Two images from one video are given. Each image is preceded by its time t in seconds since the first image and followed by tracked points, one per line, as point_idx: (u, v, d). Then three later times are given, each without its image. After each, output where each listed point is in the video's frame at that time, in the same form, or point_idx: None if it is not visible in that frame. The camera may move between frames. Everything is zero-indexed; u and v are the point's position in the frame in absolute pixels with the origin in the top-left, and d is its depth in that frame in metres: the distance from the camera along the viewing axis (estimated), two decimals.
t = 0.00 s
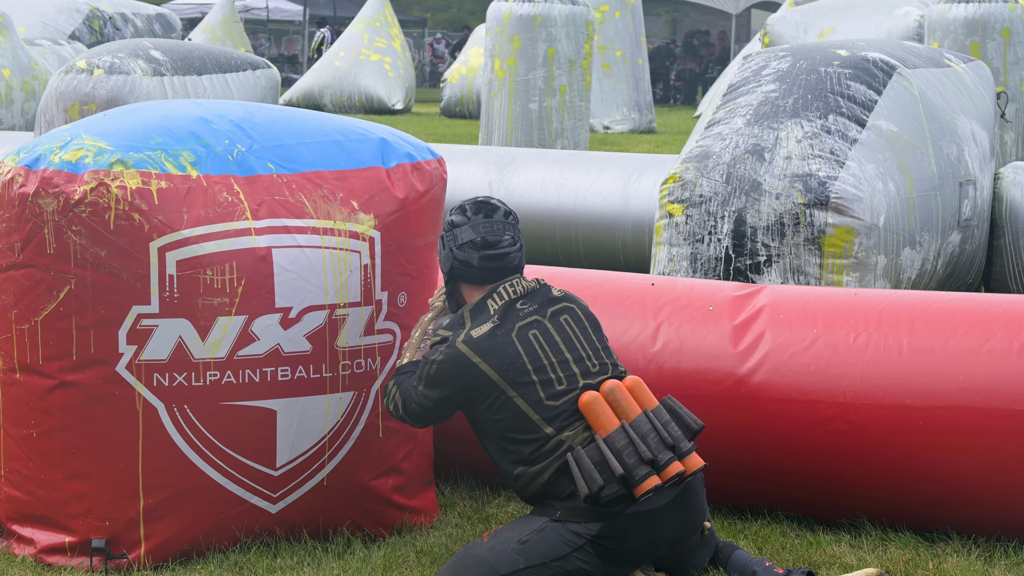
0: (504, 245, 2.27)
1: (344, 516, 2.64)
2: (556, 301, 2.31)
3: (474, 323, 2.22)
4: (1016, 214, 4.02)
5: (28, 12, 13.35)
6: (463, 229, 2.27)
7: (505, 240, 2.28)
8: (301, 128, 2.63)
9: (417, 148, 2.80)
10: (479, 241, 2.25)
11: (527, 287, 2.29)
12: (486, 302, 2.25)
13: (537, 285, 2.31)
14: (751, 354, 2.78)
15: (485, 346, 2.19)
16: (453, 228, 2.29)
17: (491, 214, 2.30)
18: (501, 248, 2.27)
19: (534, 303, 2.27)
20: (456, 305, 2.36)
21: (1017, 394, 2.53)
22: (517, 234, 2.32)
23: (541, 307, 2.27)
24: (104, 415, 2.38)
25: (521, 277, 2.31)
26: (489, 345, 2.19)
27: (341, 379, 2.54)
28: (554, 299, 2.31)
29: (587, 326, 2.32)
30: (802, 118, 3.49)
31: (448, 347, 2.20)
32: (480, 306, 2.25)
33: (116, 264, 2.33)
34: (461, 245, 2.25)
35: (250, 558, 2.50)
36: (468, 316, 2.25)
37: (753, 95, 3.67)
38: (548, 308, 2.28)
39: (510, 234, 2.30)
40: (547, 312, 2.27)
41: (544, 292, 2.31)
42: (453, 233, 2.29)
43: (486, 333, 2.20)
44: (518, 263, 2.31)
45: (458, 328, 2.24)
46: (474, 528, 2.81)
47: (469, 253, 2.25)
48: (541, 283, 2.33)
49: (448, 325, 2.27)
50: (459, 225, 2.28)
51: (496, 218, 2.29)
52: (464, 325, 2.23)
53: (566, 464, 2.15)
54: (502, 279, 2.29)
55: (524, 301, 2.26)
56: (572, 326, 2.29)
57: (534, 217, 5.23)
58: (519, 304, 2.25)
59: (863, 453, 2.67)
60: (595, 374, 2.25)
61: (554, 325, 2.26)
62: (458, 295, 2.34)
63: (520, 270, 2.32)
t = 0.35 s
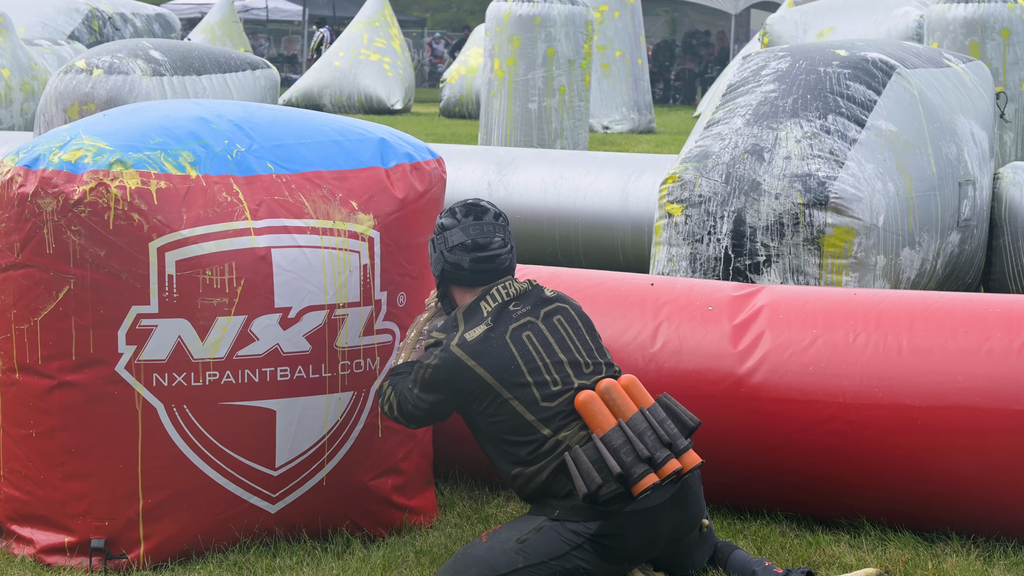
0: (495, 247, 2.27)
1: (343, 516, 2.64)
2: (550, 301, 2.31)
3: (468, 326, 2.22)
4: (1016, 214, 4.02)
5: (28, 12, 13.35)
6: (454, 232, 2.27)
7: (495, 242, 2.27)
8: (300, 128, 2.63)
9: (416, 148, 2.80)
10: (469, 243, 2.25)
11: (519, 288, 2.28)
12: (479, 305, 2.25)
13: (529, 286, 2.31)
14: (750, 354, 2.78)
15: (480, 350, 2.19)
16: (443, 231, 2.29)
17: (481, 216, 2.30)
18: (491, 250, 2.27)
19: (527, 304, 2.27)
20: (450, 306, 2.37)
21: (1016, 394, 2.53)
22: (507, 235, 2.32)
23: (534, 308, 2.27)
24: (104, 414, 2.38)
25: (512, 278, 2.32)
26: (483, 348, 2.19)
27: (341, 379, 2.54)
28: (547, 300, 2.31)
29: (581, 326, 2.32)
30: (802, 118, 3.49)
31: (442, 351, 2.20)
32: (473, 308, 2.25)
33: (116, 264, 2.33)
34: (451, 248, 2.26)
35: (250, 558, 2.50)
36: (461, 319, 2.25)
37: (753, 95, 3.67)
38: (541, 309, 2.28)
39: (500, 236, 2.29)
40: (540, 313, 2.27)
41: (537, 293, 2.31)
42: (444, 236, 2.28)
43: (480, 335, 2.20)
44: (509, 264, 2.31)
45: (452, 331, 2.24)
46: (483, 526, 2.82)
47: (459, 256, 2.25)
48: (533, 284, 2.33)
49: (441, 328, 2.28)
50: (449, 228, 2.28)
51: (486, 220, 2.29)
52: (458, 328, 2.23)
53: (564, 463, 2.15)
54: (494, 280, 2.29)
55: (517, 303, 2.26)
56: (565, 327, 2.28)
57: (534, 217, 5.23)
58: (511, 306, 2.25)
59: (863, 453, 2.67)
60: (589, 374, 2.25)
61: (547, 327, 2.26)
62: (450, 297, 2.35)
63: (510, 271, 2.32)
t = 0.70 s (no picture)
0: (498, 246, 2.27)
1: (344, 516, 2.64)
2: (552, 301, 2.31)
3: (470, 327, 2.22)
4: (1016, 215, 4.02)
5: (28, 12, 13.35)
6: (456, 231, 2.27)
7: (498, 242, 2.28)
8: (300, 128, 2.63)
9: (417, 148, 2.80)
10: (472, 243, 2.25)
11: (522, 288, 2.28)
12: (482, 305, 2.25)
13: (531, 286, 2.31)
14: (750, 354, 2.78)
15: (483, 350, 2.18)
16: (446, 230, 2.29)
17: (484, 216, 2.30)
18: (494, 250, 2.27)
19: (529, 304, 2.27)
20: (452, 306, 2.37)
21: (1016, 395, 2.53)
22: (510, 235, 2.32)
23: (536, 308, 2.27)
24: (105, 415, 2.38)
25: (515, 278, 2.32)
26: (486, 349, 2.19)
27: (341, 379, 2.54)
28: (549, 300, 2.31)
29: (583, 326, 2.31)
30: (802, 118, 3.49)
31: (444, 351, 2.20)
32: (475, 309, 2.25)
33: (116, 264, 2.33)
34: (454, 247, 2.26)
35: (250, 558, 2.50)
36: (463, 319, 2.25)
37: (753, 95, 3.67)
38: (543, 309, 2.28)
39: (503, 235, 2.30)
40: (542, 313, 2.27)
41: (539, 293, 2.31)
42: (446, 235, 2.28)
43: (482, 336, 2.20)
44: (511, 264, 2.31)
45: (454, 331, 2.24)
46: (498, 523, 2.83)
47: (462, 255, 2.26)
48: (535, 283, 2.33)
49: (443, 328, 2.28)
50: (452, 227, 2.28)
51: (489, 220, 2.29)
52: (459, 328, 2.23)
53: (565, 463, 2.15)
54: (496, 280, 2.29)
55: (519, 303, 2.26)
56: (568, 327, 2.28)
57: (534, 217, 5.23)
58: (514, 306, 2.25)
59: (863, 453, 2.67)
60: (591, 375, 2.25)
61: (549, 327, 2.26)
62: (452, 297, 2.35)
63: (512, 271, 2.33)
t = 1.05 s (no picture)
0: (498, 247, 2.27)
1: (344, 516, 2.64)
2: (552, 301, 2.31)
3: (470, 327, 2.22)
4: (1016, 215, 4.02)
5: (28, 12, 13.35)
6: (456, 232, 2.27)
7: (498, 242, 2.28)
8: (300, 128, 2.63)
9: (417, 148, 2.80)
10: (472, 243, 2.25)
11: (522, 288, 2.29)
12: (482, 305, 2.25)
13: (532, 286, 2.31)
14: (751, 354, 2.78)
15: (483, 350, 2.18)
16: (446, 231, 2.29)
17: (484, 216, 2.30)
18: (494, 250, 2.27)
19: (530, 304, 2.27)
20: (452, 306, 2.37)
21: (1017, 395, 2.53)
22: (510, 235, 2.32)
23: (536, 309, 2.27)
24: (105, 414, 2.38)
25: (515, 278, 2.32)
26: (485, 349, 2.19)
27: (342, 379, 2.54)
28: (549, 300, 2.31)
29: (583, 326, 2.31)
30: (802, 118, 3.49)
31: (444, 351, 2.20)
32: (476, 309, 2.26)
33: (116, 264, 2.33)
34: (454, 248, 2.26)
35: (250, 558, 2.50)
36: (463, 319, 2.25)
37: (753, 95, 3.67)
38: (543, 309, 2.28)
39: (503, 236, 2.30)
40: (543, 313, 2.27)
41: (539, 293, 2.31)
42: (446, 235, 2.28)
43: (482, 336, 2.20)
44: (512, 264, 2.31)
45: (454, 331, 2.24)
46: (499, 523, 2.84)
47: (462, 256, 2.25)
48: (535, 283, 2.33)
49: (443, 328, 2.27)
50: (452, 228, 2.28)
51: (489, 220, 2.29)
52: (460, 328, 2.23)
53: (565, 463, 2.15)
54: (496, 280, 2.29)
55: (519, 303, 2.26)
56: (568, 327, 2.28)
57: (534, 217, 5.23)
58: (514, 306, 2.25)
59: (863, 453, 2.67)
60: (591, 374, 2.25)
61: (549, 327, 2.26)
62: (453, 298, 2.35)
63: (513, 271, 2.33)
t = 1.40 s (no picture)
0: (498, 247, 2.27)
1: (344, 516, 2.64)
2: (552, 301, 2.31)
3: (471, 327, 2.22)
4: (1016, 215, 4.02)
5: (29, 12, 13.35)
6: (457, 232, 2.27)
7: (499, 242, 2.28)
8: (301, 128, 2.62)
9: (417, 148, 2.80)
10: (473, 244, 2.25)
11: (522, 288, 2.29)
12: (482, 305, 2.25)
13: (532, 286, 2.31)
14: (751, 355, 2.78)
15: (483, 351, 2.18)
16: (446, 231, 2.29)
17: (485, 216, 2.30)
18: (495, 250, 2.27)
19: (530, 304, 2.27)
20: (452, 306, 2.37)
21: (1017, 395, 2.53)
22: (511, 235, 2.32)
23: (537, 308, 2.27)
24: (105, 414, 2.38)
25: (515, 278, 2.32)
26: (486, 349, 2.19)
27: (342, 379, 2.54)
28: (550, 299, 2.31)
29: (583, 326, 2.31)
30: (803, 118, 3.49)
31: (444, 351, 2.20)
32: (476, 309, 2.25)
33: (117, 264, 2.33)
34: (455, 248, 2.26)
35: (251, 558, 2.50)
36: (464, 319, 2.25)
37: (753, 95, 3.67)
38: (544, 309, 2.28)
39: (504, 236, 2.29)
40: (543, 313, 2.27)
41: (540, 293, 2.31)
42: (447, 235, 2.28)
43: (483, 336, 2.20)
44: (512, 264, 2.31)
45: (454, 331, 2.24)
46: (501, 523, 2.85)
47: (463, 256, 2.25)
48: (536, 283, 2.33)
49: (444, 328, 2.27)
50: (452, 228, 2.28)
51: (489, 220, 2.29)
52: (460, 328, 2.23)
53: (565, 463, 2.15)
54: (497, 280, 2.29)
55: (520, 303, 2.26)
56: (568, 327, 2.28)
57: (534, 217, 5.23)
58: (514, 306, 2.25)
59: (863, 453, 2.67)
60: (592, 374, 2.25)
61: (550, 326, 2.26)
62: (453, 298, 2.35)
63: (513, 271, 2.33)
